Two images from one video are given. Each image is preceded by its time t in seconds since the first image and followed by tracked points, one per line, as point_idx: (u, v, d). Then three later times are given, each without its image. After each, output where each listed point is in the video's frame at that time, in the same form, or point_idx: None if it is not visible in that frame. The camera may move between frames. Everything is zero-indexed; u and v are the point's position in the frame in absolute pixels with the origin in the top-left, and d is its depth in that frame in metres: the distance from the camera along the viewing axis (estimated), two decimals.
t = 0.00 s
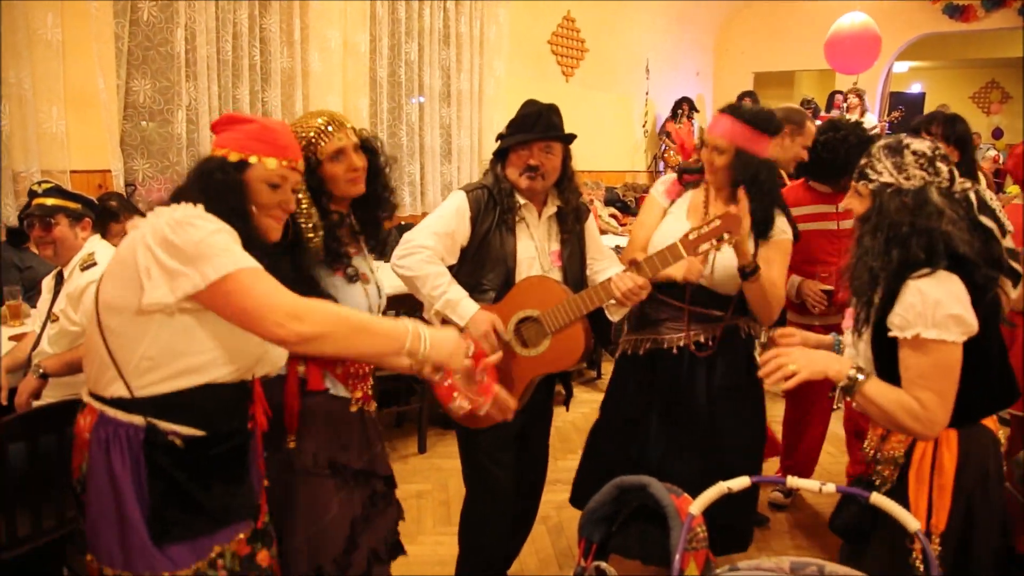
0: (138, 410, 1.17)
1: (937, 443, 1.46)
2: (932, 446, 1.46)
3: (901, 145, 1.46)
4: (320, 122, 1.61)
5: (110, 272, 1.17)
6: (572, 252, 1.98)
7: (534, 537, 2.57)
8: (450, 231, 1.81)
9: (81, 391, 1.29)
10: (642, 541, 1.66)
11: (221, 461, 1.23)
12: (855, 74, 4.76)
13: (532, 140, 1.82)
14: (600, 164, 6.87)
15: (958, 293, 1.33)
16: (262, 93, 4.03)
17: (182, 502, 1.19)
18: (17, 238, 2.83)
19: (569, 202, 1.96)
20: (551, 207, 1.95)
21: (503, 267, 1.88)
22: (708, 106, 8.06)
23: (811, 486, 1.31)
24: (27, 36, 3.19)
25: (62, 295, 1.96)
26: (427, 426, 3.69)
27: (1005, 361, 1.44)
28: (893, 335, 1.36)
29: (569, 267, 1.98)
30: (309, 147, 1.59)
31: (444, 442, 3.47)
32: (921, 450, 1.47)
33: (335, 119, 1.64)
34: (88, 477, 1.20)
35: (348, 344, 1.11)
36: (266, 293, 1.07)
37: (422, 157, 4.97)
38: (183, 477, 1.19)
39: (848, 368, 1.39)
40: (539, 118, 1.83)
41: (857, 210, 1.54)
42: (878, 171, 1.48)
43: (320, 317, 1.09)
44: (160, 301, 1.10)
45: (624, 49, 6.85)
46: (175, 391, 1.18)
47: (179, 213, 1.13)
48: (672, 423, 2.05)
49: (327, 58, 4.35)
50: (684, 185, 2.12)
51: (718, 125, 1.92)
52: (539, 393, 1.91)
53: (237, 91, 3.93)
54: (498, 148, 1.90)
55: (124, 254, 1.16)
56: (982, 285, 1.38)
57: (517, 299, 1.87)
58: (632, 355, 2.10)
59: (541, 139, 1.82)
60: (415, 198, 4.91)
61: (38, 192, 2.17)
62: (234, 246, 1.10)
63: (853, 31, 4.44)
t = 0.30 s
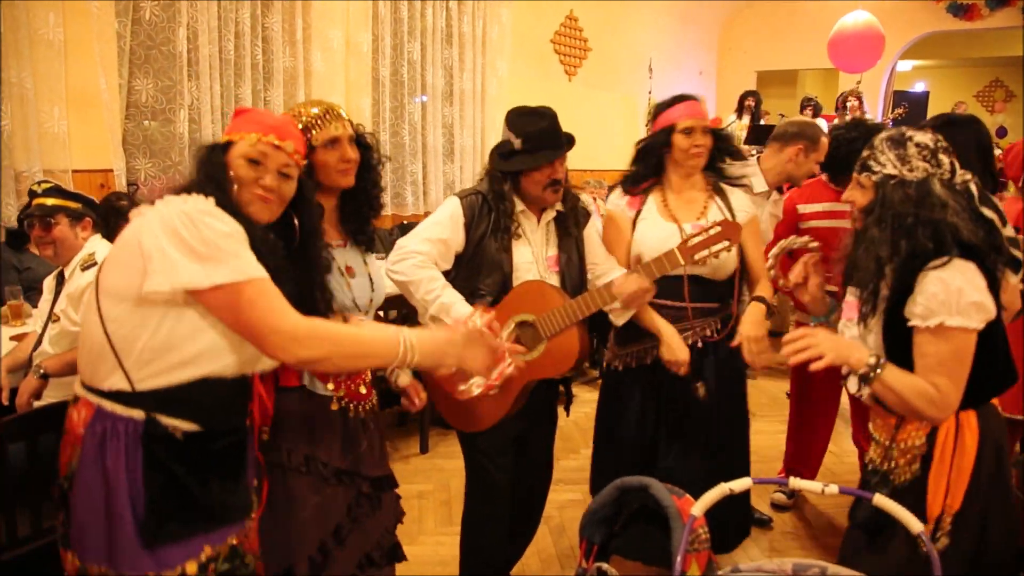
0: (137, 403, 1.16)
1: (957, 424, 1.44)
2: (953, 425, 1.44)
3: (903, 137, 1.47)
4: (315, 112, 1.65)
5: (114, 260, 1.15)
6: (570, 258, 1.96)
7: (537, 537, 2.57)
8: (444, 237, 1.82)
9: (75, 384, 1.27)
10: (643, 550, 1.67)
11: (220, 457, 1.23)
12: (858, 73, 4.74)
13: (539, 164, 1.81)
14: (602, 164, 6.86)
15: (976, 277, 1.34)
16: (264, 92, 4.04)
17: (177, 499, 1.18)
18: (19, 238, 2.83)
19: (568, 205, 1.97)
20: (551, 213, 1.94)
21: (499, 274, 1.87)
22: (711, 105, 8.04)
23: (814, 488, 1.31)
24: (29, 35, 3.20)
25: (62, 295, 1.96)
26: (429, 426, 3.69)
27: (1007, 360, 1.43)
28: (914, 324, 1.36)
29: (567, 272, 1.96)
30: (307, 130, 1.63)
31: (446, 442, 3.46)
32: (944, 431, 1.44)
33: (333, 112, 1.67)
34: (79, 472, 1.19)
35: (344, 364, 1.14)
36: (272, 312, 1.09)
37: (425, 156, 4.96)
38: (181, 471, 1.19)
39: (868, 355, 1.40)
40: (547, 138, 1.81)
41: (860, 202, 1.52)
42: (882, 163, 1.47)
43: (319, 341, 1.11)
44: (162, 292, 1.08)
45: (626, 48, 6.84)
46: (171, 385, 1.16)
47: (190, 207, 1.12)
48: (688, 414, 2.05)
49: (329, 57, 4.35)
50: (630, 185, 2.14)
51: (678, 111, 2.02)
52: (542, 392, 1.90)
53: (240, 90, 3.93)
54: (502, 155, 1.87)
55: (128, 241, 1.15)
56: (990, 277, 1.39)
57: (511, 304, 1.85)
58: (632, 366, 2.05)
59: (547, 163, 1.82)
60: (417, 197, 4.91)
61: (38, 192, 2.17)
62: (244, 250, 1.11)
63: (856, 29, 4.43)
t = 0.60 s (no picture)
0: (144, 406, 1.16)
1: (962, 418, 1.44)
2: (959, 419, 1.43)
3: (909, 141, 1.47)
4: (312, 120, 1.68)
5: (130, 264, 1.17)
6: (563, 254, 1.94)
7: (536, 537, 2.56)
8: (437, 236, 1.83)
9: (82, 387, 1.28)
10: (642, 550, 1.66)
11: (225, 465, 1.22)
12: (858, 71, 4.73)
13: (537, 160, 1.81)
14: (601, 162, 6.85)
15: (980, 276, 1.34)
16: (262, 91, 4.03)
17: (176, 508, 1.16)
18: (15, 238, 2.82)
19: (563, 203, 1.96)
20: (544, 208, 1.94)
21: (491, 272, 1.89)
22: (710, 103, 8.03)
23: (812, 487, 1.29)
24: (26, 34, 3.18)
25: (59, 295, 1.96)
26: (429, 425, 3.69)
27: (1007, 358, 1.43)
28: (918, 318, 1.37)
29: (560, 269, 1.94)
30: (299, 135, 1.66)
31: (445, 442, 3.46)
32: (953, 426, 1.42)
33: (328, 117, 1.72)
34: (85, 473, 1.19)
35: (339, 382, 1.12)
36: (273, 315, 1.07)
37: (423, 155, 4.95)
38: (180, 480, 1.17)
39: (848, 363, 1.43)
40: (548, 133, 1.82)
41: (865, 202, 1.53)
42: (886, 164, 1.48)
43: (316, 349, 1.09)
44: (177, 297, 1.10)
45: (625, 46, 6.83)
46: (180, 389, 1.16)
47: (208, 213, 1.14)
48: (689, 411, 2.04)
49: (327, 56, 4.34)
50: (605, 205, 2.00)
51: (648, 123, 1.94)
52: (541, 392, 1.90)
53: (238, 89, 3.92)
54: (498, 149, 1.86)
55: (144, 248, 1.17)
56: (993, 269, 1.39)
57: (504, 302, 1.85)
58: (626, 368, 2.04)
59: (544, 159, 1.82)
60: (416, 196, 4.90)
61: (35, 192, 2.16)
62: (255, 259, 1.11)
63: (855, 26, 4.42)
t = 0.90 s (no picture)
0: (159, 409, 1.15)
1: (937, 413, 1.46)
2: (933, 415, 1.46)
3: (908, 135, 1.49)
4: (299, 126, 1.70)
5: (132, 267, 1.15)
6: (555, 259, 1.94)
7: (532, 540, 2.56)
8: (425, 248, 1.83)
9: (89, 388, 1.25)
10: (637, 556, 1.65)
11: (242, 462, 1.22)
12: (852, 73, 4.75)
13: (523, 165, 1.80)
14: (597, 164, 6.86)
15: (955, 266, 1.35)
16: (257, 93, 4.02)
17: (199, 505, 1.17)
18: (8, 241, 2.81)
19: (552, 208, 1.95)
20: (534, 215, 1.93)
21: (483, 280, 1.87)
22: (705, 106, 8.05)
23: (808, 490, 1.29)
24: (19, 36, 3.17)
25: (52, 297, 1.95)
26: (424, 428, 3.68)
27: (1000, 360, 1.44)
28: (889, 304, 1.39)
29: (552, 274, 1.93)
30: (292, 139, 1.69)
31: (440, 445, 3.45)
32: (925, 420, 1.46)
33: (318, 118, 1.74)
34: (98, 474, 1.18)
35: (340, 394, 1.16)
36: (280, 338, 1.10)
37: (419, 157, 4.95)
38: (205, 480, 1.17)
39: (825, 344, 1.46)
40: (535, 137, 1.82)
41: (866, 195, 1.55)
42: (886, 159, 1.50)
43: (319, 372, 1.12)
44: (180, 308, 1.09)
45: (621, 48, 6.84)
46: (195, 393, 1.16)
47: (213, 221, 1.13)
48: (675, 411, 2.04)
49: (323, 58, 4.33)
50: (600, 209, 2.08)
51: (649, 128, 2.02)
52: (535, 392, 1.90)
53: (232, 91, 3.91)
54: (486, 155, 1.87)
55: (147, 246, 1.14)
56: (977, 261, 1.38)
57: (497, 311, 1.84)
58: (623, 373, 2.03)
59: (531, 163, 1.81)
60: (412, 198, 4.90)
61: (27, 194, 2.15)
62: (261, 272, 1.11)
63: (849, 29, 4.43)
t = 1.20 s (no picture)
0: (163, 420, 1.15)
1: (935, 420, 1.42)
2: (930, 422, 1.42)
3: (907, 139, 1.50)
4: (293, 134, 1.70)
5: (126, 282, 1.14)
6: (558, 255, 1.94)
7: (531, 540, 2.56)
8: (430, 241, 1.80)
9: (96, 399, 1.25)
10: (640, 557, 1.63)
11: (251, 466, 1.21)
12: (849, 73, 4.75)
13: (526, 159, 1.80)
14: (594, 163, 6.86)
15: (946, 265, 1.34)
16: (254, 91, 4.01)
17: (213, 509, 1.16)
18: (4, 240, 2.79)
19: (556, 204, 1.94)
20: (538, 209, 1.93)
21: (486, 273, 1.86)
22: (702, 105, 8.05)
23: (809, 490, 1.29)
24: (15, 34, 3.15)
25: (49, 297, 1.94)
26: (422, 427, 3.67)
27: (1001, 359, 1.43)
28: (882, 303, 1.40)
29: (556, 270, 1.94)
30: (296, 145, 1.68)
31: (439, 444, 3.45)
32: (922, 426, 1.42)
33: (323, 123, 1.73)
34: (109, 485, 1.17)
35: (337, 402, 1.14)
36: (270, 351, 1.08)
37: (416, 156, 4.94)
38: (216, 486, 1.17)
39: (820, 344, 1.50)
40: (538, 131, 1.82)
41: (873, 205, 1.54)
42: (890, 165, 1.50)
43: (322, 384, 1.12)
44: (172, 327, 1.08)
45: (618, 48, 6.84)
46: (198, 403, 1.15)
47: (200, 235, 1.10)
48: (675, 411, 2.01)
49: (320, 56, 4.32)
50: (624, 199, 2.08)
51: (677, 114, 1.99)
52: (534, 392, 1.90)
53: (229, 89, 3.89)
54: (488, 149, 1.86)
55: (138, 263, 1.13)
56: (973, 261, 1.37)
57: (501, 307, 1.83)
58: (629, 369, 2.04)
59: (535, 158, 1.81)
60: (409, 197, 4.89)
61: (25, 193, 2.14)
62: (251, 287, 1.09)
63: (847, 29, 4.43)
